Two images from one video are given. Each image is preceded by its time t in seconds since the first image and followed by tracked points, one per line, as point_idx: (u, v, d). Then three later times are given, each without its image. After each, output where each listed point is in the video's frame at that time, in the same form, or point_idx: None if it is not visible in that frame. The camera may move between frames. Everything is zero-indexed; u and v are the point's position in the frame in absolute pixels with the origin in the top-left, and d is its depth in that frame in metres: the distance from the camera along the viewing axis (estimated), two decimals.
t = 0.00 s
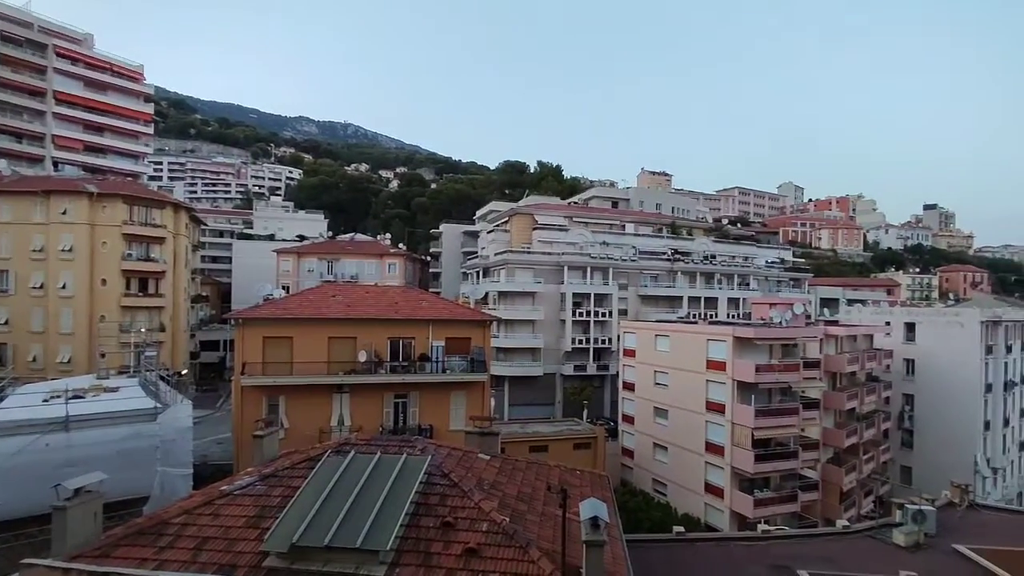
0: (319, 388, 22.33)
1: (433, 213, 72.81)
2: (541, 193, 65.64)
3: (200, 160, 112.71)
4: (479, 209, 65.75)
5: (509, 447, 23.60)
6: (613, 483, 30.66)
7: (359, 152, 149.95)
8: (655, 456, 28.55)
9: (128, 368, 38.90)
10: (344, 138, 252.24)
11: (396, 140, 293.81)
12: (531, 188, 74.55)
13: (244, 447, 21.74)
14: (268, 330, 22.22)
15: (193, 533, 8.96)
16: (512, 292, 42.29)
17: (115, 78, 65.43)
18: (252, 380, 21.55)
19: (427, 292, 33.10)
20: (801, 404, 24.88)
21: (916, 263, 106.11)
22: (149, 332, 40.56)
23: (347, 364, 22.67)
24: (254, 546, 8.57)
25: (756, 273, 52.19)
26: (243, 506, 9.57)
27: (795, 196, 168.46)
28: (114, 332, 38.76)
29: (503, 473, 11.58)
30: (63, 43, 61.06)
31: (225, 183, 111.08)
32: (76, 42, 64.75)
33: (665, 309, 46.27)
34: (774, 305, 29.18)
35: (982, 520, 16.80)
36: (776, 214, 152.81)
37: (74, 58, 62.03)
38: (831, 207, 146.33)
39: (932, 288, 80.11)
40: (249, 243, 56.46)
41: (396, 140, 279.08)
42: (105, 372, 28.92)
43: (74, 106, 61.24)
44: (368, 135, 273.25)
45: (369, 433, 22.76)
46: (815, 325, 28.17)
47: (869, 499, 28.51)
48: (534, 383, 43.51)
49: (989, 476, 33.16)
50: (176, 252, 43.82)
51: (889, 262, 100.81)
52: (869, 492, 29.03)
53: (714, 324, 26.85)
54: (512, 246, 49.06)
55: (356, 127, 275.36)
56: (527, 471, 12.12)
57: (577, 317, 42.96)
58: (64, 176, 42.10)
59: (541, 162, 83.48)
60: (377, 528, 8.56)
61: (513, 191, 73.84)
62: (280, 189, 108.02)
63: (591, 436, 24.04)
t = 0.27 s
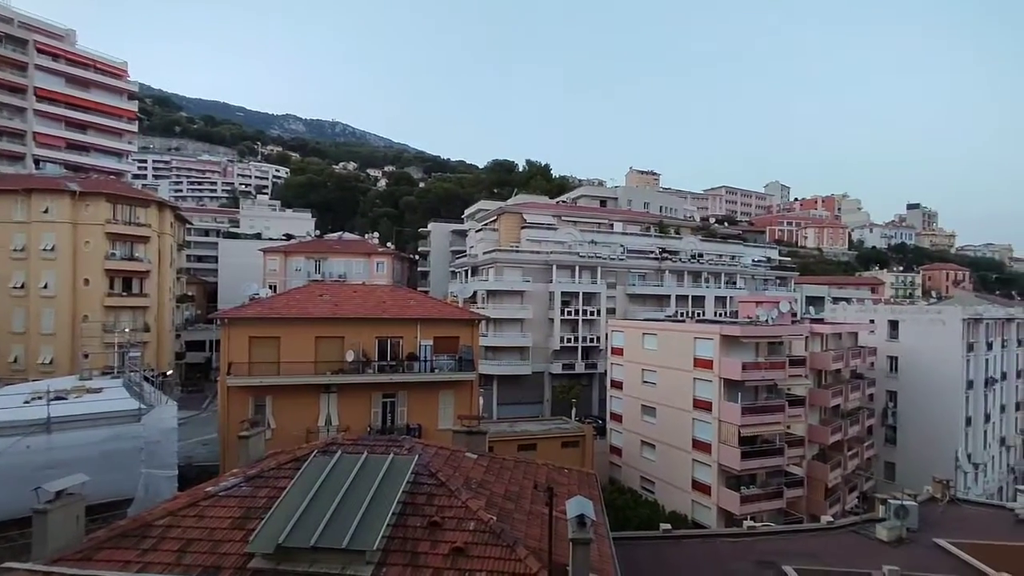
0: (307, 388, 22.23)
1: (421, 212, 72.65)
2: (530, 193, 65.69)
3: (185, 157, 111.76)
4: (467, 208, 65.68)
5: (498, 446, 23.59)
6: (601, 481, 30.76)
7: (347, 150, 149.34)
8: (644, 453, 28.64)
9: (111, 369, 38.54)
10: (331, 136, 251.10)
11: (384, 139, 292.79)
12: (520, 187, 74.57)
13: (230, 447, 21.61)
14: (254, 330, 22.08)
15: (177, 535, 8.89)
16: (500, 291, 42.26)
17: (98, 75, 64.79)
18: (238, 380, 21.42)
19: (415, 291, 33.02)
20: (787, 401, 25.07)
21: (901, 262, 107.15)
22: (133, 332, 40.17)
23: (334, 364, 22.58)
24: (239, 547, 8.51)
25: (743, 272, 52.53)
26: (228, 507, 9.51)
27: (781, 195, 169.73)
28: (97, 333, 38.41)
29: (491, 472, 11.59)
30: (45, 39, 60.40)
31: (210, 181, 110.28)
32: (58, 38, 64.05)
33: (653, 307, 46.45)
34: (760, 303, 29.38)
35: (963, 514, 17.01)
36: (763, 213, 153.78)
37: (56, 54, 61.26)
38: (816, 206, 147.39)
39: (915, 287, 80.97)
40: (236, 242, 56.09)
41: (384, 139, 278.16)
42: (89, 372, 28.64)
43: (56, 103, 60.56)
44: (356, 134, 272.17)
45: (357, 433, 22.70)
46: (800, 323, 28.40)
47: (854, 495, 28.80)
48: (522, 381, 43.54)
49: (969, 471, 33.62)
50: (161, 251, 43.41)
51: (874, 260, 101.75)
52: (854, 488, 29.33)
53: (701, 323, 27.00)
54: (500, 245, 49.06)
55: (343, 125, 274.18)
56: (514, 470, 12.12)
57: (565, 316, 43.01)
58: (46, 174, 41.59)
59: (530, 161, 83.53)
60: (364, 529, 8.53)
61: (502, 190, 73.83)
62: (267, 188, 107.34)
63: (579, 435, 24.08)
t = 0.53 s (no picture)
0: (300, 383, 22.19)
1: (415, 206, 72.49)
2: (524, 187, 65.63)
3: (177, 151, 111.03)
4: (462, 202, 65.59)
5: (492, 441, 23.62)
6: (595, 475, 30.86)
7: (340, 144, 148.74)
8: (637, 447, 28.73)
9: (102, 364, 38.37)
10: (325, 130, 250.03)
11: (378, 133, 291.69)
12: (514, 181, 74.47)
13: (223, 442, 21.57)
14: (247, 325, 22.00)
15: (169, 530, 8.87)
16: (495, 286, 42.23)
17: (89, 68, 64.29)
18: (231, 375, 21.36)
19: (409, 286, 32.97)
20: (779, 395, 25.19)
21: (893, 257, 107.64)
22: (125, 326, 39.99)
23: (328, 359, 22.55)
24: (231, 542, 8.51)
25: (736, 267, 52.70)
26: (221, 502, 9.50)
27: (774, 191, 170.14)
28: (89, 327, 38.20)
29: (484, 467, 11.60)
30: (34, 31, 59.84)
31: (203, 176, 109.71)
32: (47, 29, 63.47)
33: (647, 302, 46.54)
34: (753, 298, 29.49)
35: (951, 506, 17.17)
36: (756, 208, 154.13)
37: (45, 46, 60.68)
38: (810, 202, 147.76)
39: (907, 282, 81.40)
40: (229, 236, 55.85)
41: (378, 133, 277.14)
42: (81, 367, 28.51)
43: (45, 96, 60.07)
44: (349, 128, 271.10)
45: (351, 428, 22.70)
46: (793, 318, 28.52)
47: (845, 488, 29.00)
48: (516, 376, 43.60)
49: (959, 464, 33.91)
50: (153, 246, 43.20)
51: (867, 256, 102.20)
52: (845, 481, 29.52)
53: (695, 317, 27.07)
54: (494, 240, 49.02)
55: (337, 119, 272.99)
56: (507, 464, 12.15)
57: (560, 311, 43.03)
58: (36, 167, 41.25)
59: (524, 156, 83.43)
60: (356, 523, 8.54)
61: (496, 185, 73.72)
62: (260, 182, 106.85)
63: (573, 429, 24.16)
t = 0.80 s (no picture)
0: (296, 375, 22.20)
1: (412, 198, 72.34)
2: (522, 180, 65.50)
3: (172, 142, 110.46)
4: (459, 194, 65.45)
5: (489, 433, 23.67)
6: (591, 466, 30.97)
7: (337, 136, 148.17)
8: (633, 439, 28.83)
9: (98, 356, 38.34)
10: (321, 122, 248.96)
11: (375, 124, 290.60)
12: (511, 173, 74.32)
13: (219, 434, 21.61)
14: (243, 317, 21.94)
15: (165, 522, 8.89)
16: (491, 278, 42.19)
17: (82, 59, 63.92)
18: (227, 367, 21.36)
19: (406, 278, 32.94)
20: (774, 387, 25.29)
21: (890, 250, 107.86)
22: (121, 319, 39.96)
23: (324, 351, 22.55)
24: (228, 533, 8.52)
25: (733, 259, 52.79)
26: (217, 493, 9.51)
27: (771, 183, 170.39)
28: (85, 320, 38.15)
29: (480, 458, 11.63)
30: (26, 21, 59.41)
31: (198, 167, 109.28)
32: (38, 20, 62.98)
33: (644, 295, 46.61)
34: (749, 290, 29.57)
35: (943, 496, 17.30)
36: (753, 201, 154.06)
37: (37, 37, 60.24)
38: (807, 194, 147.76)
39: (903, 275, 81.71)
40: (225, 229, 55.70)
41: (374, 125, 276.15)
42: (77, 360, 28.45)
43: (39, 87, 59.70)
44: (346, 119, 270.06)
45: (347, 420, 22.75)
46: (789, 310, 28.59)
47: (840, 479, 29.18)
48: (513, 368, 43.67)
49: (952, 455, 34.17)
50: (148, 238, 43.10)
51: (863, 248, 102.38)
52: (839, 472, 29.67)
53: (691, 309, 27.09)
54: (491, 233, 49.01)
55: (333, 110, 271.88)
56: (502, 455, 12.18)
57: (557, 303, 43.03)
58: (30, 159, 40.98)
59: (521, 148, 83.25)
60: (352, 514, 8.59)
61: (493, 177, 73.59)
62: (257, 174, 106.45)
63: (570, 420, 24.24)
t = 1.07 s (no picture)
0: (296, 365, 22.23)
1: (412, 187, 72.14)
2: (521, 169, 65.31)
3: (170, 131, 109.94)
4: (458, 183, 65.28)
5: (489, 422, 23.74)
6: (590, 455, 31.10)
7: (335, 125, 147.52)
8: (633, 427, 28.92)
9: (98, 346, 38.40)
10: (319, 111, 247.84)
11: (373, 113, 289.27)
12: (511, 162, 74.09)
13: (220, 423, 21.66)
14: (242, 307, 21.93)
15: (166, 510, 8.93)
16: (491, 268, 42.16)
17: (78, 47, 63.56)
18: (227, 357, 21.38)
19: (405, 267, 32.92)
20: (773, 376, 25.34)
21: (890, 238, 107.79)
22: (120, 308, 39.99)
23: (324, 340, 22.57)
24: (228, 521, 8.57)
25: (733, 248, 52.75)
26: (217, 482, 9.55)
27: (771, 172, 169.94)
28: (85, 310, 38.18)
29: (479, 447, 11.66)
30: (21, 9, 59.03)
31: (196, 156, 108.94)
32: (34, 7, 62.55)
33: (644, 284, 46.61)
34: (749, 279, 29.57)
35: (941, 484, 17.39)
36: (754, 189, 153.79)
37: (32, 24, 59.87)
38: (808, 183, 147.45)
39: (903, 263, 81.74)
40: (224, 218, 55.58)
41: (373, 113, 274.92)
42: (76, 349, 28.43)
43: (35, 75, 59.40)
44: (344, 108, 268.79)
45: (347, 409, 22.81)
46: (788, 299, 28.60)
47: (838, 467, 29.31)
48: (513, 358, 43.75)
49: (950, 443, 34.30)
50: (147, 227, 43.05)
51: (863, 237, 102.31)
52: (838, 460, 29.80)
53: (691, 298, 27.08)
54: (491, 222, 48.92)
55: (332, 99, 270.55)
56: (502, 444, 12.22)
57: (557, 292, 43.03)
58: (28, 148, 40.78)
59: (521, 136, 82.99)
60: (352, 502, 8.63)
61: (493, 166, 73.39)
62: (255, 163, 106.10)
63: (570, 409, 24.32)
